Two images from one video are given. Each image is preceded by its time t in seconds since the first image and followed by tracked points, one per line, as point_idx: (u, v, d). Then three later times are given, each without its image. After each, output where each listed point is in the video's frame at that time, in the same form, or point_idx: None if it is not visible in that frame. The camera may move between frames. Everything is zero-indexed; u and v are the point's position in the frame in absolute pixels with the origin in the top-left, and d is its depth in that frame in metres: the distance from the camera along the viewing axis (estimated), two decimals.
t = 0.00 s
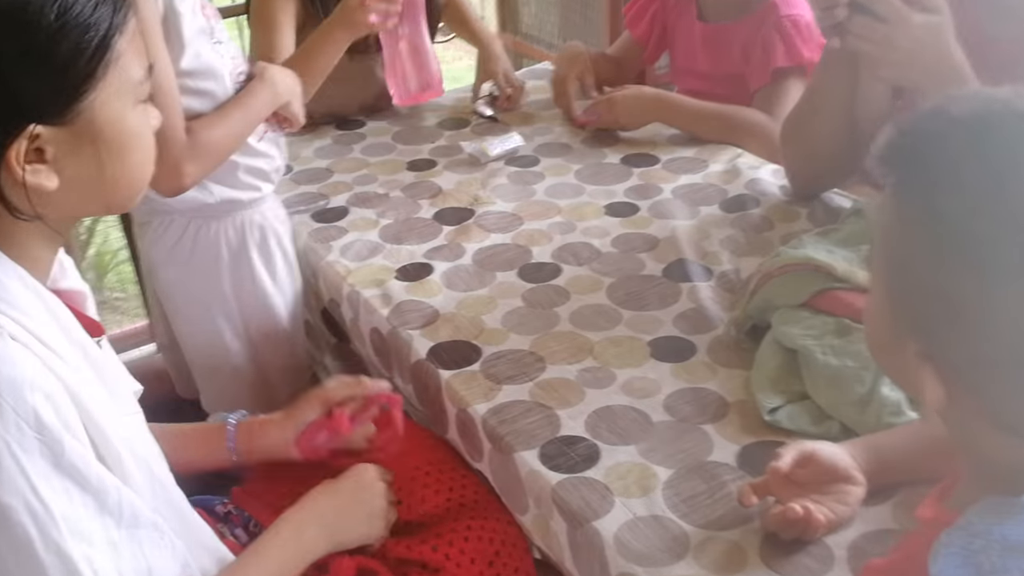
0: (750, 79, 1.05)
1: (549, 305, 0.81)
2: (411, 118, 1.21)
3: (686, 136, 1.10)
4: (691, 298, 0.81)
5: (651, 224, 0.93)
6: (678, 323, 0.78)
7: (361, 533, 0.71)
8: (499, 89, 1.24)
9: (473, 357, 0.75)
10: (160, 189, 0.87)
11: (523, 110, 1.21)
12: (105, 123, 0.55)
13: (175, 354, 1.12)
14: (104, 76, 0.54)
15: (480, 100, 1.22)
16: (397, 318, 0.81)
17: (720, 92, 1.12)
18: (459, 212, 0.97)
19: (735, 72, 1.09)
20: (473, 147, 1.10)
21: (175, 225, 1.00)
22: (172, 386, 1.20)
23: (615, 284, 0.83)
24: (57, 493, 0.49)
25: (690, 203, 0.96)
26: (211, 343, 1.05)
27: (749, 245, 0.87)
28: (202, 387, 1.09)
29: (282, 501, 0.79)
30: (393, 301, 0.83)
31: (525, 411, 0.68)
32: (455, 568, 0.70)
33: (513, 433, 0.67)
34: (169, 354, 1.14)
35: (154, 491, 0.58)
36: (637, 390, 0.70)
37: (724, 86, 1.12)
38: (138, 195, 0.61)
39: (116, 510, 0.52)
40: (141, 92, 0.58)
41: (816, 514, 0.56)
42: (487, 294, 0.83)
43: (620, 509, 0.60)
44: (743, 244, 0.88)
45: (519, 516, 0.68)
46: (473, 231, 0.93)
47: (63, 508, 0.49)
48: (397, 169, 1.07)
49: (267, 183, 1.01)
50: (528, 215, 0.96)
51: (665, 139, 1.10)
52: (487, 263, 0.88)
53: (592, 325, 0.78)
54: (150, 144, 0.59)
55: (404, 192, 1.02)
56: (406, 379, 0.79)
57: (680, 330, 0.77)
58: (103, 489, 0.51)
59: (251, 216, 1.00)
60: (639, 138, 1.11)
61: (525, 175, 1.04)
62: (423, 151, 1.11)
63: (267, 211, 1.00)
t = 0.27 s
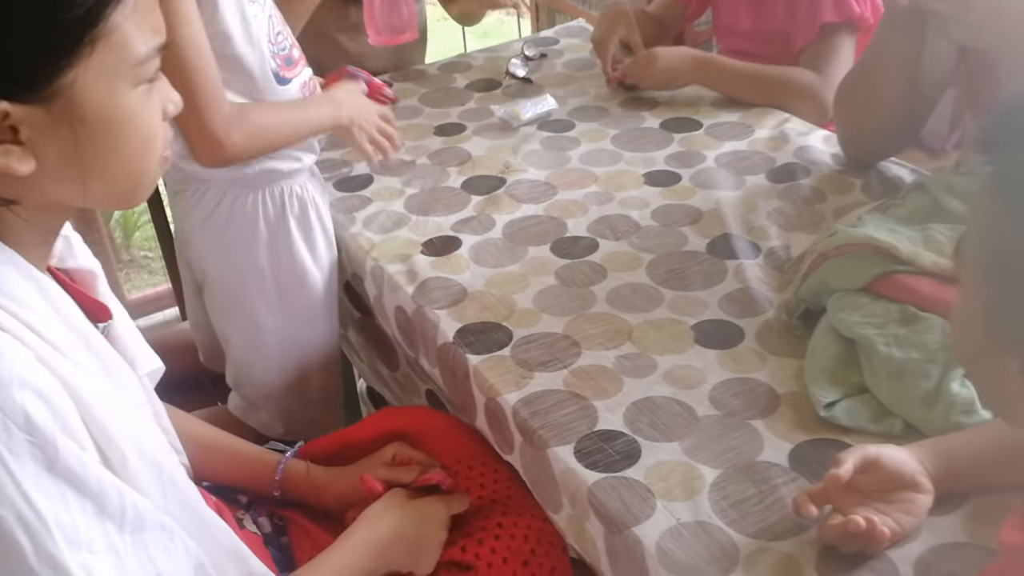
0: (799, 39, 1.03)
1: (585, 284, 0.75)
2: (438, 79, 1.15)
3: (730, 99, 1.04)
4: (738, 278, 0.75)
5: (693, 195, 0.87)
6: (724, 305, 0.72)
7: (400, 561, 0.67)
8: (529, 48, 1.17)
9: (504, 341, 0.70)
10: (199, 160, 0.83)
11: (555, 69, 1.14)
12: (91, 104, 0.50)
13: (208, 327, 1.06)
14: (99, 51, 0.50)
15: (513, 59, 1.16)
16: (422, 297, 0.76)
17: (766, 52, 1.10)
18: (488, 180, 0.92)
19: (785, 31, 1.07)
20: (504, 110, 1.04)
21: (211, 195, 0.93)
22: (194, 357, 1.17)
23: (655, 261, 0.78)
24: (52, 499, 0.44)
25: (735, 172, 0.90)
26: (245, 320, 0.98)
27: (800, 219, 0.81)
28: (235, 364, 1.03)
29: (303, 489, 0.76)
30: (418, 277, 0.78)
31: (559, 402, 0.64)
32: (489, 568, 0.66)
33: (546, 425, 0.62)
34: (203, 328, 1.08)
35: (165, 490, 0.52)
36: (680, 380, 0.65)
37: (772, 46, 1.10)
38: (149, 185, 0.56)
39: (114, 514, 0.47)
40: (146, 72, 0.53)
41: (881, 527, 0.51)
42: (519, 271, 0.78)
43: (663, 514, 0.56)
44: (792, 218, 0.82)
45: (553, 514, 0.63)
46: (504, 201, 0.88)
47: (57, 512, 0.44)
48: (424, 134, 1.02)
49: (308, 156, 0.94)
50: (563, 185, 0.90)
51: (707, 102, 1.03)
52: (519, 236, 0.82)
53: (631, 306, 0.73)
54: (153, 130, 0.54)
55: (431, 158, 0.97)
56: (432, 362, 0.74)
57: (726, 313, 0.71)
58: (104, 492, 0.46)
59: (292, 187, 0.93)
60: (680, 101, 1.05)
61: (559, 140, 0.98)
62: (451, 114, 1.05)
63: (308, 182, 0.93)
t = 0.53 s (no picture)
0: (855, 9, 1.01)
1: (610, 277, 0.72)
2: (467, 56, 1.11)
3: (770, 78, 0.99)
4: (772, 272, 0.71)
5: (728, 181, 0.83)
6: (757, 302, 0.68)
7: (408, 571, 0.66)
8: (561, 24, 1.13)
9: (522, 338, 0.67)
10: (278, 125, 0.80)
11: (588, 45, 1.10)
12: (72, 93, 0.49)
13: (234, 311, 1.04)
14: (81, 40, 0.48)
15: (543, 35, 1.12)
16: (439, 289, 0.73)
17: (811, 29, 1.07)
18: (513, 164, 0.88)
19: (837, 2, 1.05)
20: (532, 90, 1.00)
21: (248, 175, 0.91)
22: (217, 341, 1.15)
23: (685, 253, 0.74)
24: (25, 513, 0.42)
25: (773, 157, 0.86)
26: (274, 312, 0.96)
27: (841, 208, 0.77)
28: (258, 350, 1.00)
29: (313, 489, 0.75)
30: (435, 269, 0.75)
31: (578, 405, 0.60)
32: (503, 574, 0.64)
33: (563, 430, 0.59)
34: (225, 312, 1.06)
35: (155, 500, 0.50)
36: (706, 383, 0.61)
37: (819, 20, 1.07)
38: (135, 179, 0.55)
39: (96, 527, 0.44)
40: (132, 59, 0.52)
41: (918, 552, 0.47)
42: (541, 262, 0.74)
43: (682, 529, 0.52)
44: (833, 207, 0.77)
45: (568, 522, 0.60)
46: (528, 186, 0.84)
47: (30, 525, 0.42)
48: (449, 114, 0.98)
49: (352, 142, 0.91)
50: (591, 169, 0.86)
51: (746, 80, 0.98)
52: (543, 224, 0.79)
53: (658, 301, 0.69)
54: (136, 120, 0.53)
55: (455, 140, 0.93)
56: (446, 357, 0.71)
57: (759, 310, 0.67)
58: (83, 504, 0.44)
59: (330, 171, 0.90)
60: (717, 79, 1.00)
61: (588, 121, 0.94)
62: (478, 93, 1.01)
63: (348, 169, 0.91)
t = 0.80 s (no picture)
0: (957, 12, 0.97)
1: (682, 293, 0.70)
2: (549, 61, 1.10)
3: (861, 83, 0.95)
4: (853, 291, 0.68)
5: (811, 193, 0.80)
6: (836, 323, 0.65)
7: None
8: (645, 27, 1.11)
9: (589, 354, 0.65)
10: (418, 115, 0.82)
11: (672, 49, 1.08)
12: (144, 112, 0.50)
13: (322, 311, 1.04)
14: (148, 57, 0.49)
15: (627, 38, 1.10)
16: (508, 301, 0.73)
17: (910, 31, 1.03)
18: (590, 172, 0.87)
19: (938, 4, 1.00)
20: (613, 96, 0.98)
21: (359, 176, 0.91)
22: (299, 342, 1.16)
23: (763, 269, 0.71)
24: (77, 527, 0.45)
25: (861, 167, 0.82)
26: (364, 313, 0.95)
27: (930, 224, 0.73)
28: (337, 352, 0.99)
29: (375, 503, 0.76)
30: (505, 280, 0.75)
31: (643, 428, 0.59)
32: None
33: (627, 453, 0.58)
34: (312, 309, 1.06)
35: (207, 511, 0.52)
36: (779, 409, 0.59)
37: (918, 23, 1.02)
38: (200, 186, 0.56)
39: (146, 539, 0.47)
40: (193, 70, 0.52)
41: None
42: (612, 275, 0.73)
43: (745, 564, 0.50)
44: (922, 222, 0.74)
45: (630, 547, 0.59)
46: (604, 196, 0.83)
47: (86, 542, 0.45)
48: (527, 120, 0.97)
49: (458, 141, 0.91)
50: (669, 178, 0.84)
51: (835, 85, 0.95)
52: (617, 236, 0.77)
53: (731, 320, 0.67)
54: (200, 133, 0.53)
55: (532, 147, 0.92)
56: (513, 371, 0.71)
57: (837, 331, 0.65)
58: (134, 519, 0.47)
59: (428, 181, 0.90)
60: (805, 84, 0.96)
61: (669, 128, 0.92)
62: (558, 98, 1.00)
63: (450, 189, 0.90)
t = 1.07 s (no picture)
0: None
1: (817, 340, 0.69)
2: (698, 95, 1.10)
3: None
4: (1000, 349, 0.66)
5: (961, 242, 0.77)
6: (978, 381, 0.63)
7: None
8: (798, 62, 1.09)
9: (717, 397, 0.66)
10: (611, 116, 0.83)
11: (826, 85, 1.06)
12: (311, 156, 0.54)
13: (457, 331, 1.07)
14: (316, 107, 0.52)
15: (779, 72, 1.09)
16: (641, 337, 0.74)
17: None
18: (731, 210, 0.87)
19: None
20: (760, 132, 0.98)
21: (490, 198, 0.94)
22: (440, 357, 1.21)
23: (904, 319, 0.70)
24: (227, 537, 0.49)
25: (1018, 217, 0.79)
26: (495, 335, 0.98)
27: None
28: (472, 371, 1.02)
29: (503, 523, 0.79)
30: (639, 315, 0.76)
31: (767, 477, 0.59)
32: None
33: (749, 500, 0.58)
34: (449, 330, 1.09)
35: (341, 527, 0.56)
36: (910, 467, 0.58)
37: None
38: (350, 224, 0.59)
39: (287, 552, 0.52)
40: (354, 119, 0.56)
41: None
42: (747, 317, 0.73)
43: None
44: None
45: None
46: (743, 235, 0.83)
47: (232, 553, 0.49)
48: (671, 154, 0.98)
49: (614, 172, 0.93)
50: (812, 220, 0.83)
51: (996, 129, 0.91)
52: (754, 277, 0.77)
53: (866, 371, 0.66)
54: (358, 177, 0.57)
55: (674, 181, 0.93)
56: (641, 406, 0.72)
57: (979, 391, 0.63)
58: (276, 533, 0.51)
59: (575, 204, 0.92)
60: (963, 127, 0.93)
61: (816, 167, 0.91)
62: (704, 133, 1.01)
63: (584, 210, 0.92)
